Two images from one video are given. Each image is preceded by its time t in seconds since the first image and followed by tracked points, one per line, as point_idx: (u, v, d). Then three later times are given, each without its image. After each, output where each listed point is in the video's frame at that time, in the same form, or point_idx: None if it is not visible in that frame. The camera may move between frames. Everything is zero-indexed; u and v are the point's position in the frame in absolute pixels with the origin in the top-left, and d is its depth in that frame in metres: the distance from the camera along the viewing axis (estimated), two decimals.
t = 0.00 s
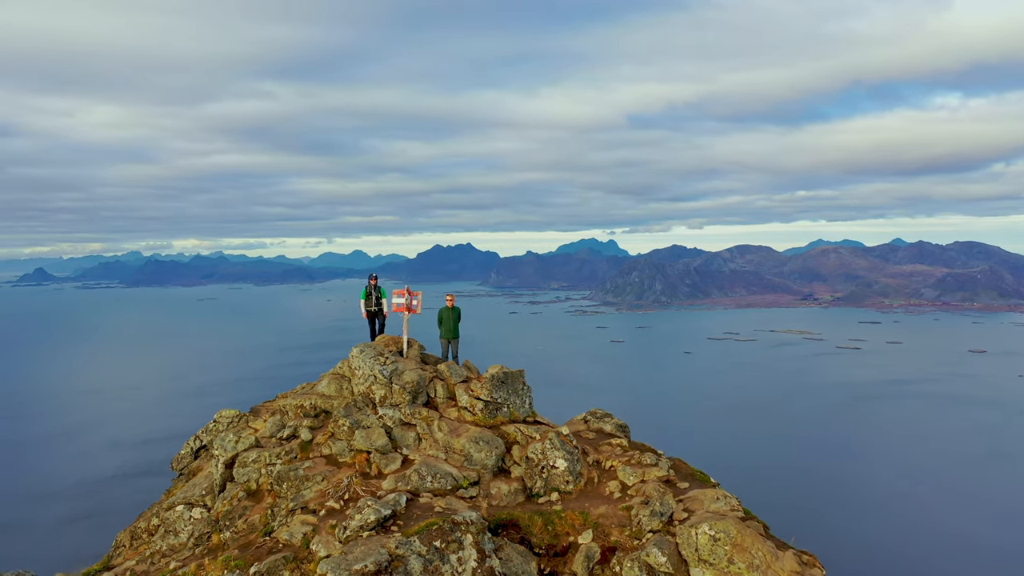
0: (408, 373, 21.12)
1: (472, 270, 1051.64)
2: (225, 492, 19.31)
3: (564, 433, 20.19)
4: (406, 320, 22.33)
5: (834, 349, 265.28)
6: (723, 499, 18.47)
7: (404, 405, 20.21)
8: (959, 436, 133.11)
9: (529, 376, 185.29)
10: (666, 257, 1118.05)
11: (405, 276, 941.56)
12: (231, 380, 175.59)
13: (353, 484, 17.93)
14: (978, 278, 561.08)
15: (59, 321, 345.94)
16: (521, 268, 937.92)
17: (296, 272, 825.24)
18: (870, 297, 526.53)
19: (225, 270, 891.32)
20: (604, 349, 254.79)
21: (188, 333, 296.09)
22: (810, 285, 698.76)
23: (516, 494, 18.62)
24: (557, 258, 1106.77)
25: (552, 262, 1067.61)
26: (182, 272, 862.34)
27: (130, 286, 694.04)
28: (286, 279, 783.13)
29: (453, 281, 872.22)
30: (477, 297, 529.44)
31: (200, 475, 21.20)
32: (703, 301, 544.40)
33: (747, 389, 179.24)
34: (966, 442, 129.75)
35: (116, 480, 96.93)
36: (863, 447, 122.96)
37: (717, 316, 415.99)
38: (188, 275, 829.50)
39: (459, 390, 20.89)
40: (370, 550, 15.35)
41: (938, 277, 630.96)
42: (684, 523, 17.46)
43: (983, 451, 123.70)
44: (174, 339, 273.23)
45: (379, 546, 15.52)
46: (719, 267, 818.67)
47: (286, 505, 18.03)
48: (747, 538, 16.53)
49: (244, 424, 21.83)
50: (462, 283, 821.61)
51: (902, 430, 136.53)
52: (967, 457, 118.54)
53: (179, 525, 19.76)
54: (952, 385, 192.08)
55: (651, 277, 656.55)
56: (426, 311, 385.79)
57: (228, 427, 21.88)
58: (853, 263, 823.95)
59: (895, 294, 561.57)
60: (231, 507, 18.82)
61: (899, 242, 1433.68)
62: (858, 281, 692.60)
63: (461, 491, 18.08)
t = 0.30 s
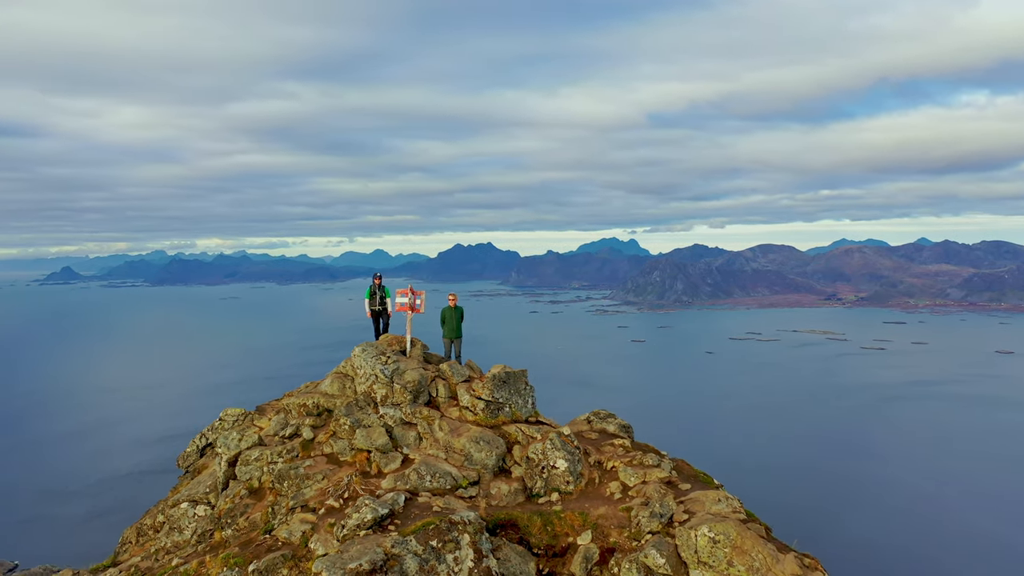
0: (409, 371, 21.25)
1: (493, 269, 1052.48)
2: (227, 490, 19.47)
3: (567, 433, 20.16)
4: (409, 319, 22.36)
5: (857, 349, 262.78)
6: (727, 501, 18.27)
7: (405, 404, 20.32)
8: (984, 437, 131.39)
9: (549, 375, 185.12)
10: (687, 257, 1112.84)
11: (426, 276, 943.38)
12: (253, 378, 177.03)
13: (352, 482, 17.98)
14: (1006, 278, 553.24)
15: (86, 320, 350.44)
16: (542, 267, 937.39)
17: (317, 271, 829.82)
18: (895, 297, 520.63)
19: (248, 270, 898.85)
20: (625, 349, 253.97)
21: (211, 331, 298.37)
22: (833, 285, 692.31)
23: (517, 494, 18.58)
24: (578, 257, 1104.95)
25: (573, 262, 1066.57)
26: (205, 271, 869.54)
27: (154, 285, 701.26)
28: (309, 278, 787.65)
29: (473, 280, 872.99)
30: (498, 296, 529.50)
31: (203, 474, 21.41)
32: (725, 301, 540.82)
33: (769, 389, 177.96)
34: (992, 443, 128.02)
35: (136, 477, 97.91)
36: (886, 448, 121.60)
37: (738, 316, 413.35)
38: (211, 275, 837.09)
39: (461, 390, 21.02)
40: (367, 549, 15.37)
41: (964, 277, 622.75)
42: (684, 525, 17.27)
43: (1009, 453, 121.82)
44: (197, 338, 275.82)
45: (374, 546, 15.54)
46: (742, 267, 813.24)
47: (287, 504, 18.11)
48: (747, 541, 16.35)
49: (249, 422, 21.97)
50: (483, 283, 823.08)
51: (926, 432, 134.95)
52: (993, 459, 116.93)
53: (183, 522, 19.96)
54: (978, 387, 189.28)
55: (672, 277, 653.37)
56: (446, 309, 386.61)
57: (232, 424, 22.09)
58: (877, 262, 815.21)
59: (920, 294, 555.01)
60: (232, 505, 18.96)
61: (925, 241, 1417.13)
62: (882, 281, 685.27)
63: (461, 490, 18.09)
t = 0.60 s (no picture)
0: (410, 370, 21.32)
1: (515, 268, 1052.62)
2: (229, 487, 19.63)
3: (567, 434, 20.11)
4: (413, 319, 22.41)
5: (883, 350, 259.83)
6: (728, 502, 18.15)
7: (406, 404, 20.38)
8: (1013, 439, 129.21)
9: (569, 374, 184.74)
10: (710, 257, 1106.29)
11: (447, 275, 945.81)
12: (276, 376, 178.37)
13: (352, 481, 18.05)
14: None
15: (112, 318, 355.06)
16: (563, 267, 936.17)
17: (340, 270, 834.08)
18: (921, 298, 514.04)
19: (271, 269, 905.40)
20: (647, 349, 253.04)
21: (235, 330, 300.96)
22: (858, 286, 684.88)
23: (516, 494, 18.56)
24: (599, 257, 1101.71)
25: (594, 261, 1064.48)
26: (229, 270, 877.57)
27: (179, 283, 708.83)
28: (331, 276, 792.12)
29: (494, 280, 873.97)
30: (520, 296, 529.75)
31: (206, 472, 21.57)
32: (748, 301, 536.87)
33: (792, 390, 176.57)
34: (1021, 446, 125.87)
35: (161, 472, 99.04)
36: (911, 450, 120.06)
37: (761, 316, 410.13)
38: (235, 274, 844.36)
39: (462, 389, 21.04)
40: (363, 547, 15.42)
41: (992, 277, 613.50)
42: (683, 526, 17.15)
43: None
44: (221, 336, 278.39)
45: (370, 544, 15.59)
46: (765, 267, 807.24)
47: (287, 502, 18.21)
48: (747, 543, 16.22)
49: (254, 420, 22.15)
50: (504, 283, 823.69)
51: (952, 434, 133.20)
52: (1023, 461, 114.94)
53: (187, 519, 20.12)
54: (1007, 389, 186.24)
55: (694, 277, 649.66)
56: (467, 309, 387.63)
57: (238, 423, 22.22)
58: (904, 263, 805.14)
59: (947, 294, 547.51)
60: (235, 503, 19.12)
61: (952, 241, 1397.50)
62: (908, 281, 676.84)
63: (460, 490, 18.10)
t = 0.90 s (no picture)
0: (412, 369, 21.45)
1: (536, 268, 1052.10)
2: (234, 483, 19.79)
3: (569, 434, 20.08)
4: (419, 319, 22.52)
5: (909, 351, 256.80)
6: (730, 503, 17.97)
7: (408, 402, 20.48)
8: None
9: (591, 374, 183.89)
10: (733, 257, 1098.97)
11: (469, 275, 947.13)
12: (299, 375, 179.47)
13: (353, 479, 18.13)
14: None
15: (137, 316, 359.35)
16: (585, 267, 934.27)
17: (362, 270, 837.86)
18: (949, 299, 507.15)
19: (294, 269, 909.82)
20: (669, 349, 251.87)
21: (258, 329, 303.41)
22: (884, 286, 677.07)
23: (517, 493, 18.57)
24: (621, 257, 1098.36)
25: (616, 261, 1061.47)
26: (253, 269, 884.30)
27: (203, 283, 715.40)
28: (353, 275, 796.05)
29: (516, 279, 873.66)
30: (542, 296, 529.57)
31: (212, 469, 21.77)
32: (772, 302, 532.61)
33: (816, 391, 174.99)
34: None
35: (187, 470, 99.98)
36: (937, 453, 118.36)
37: (785, 317, 406.80)
38: (259, 274, 850.28)
39: (464, 388, 21.15)
40: (361, 545, 15.52)
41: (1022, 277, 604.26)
42: (683, 528, 17.02)
43: None
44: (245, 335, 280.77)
45: (368, 543, 15.63)
46: (790, 267, 800.22)
47: (290, 499, 18.31)
48: (747, 545, 16.03)
49: (261, 418, 22.33)
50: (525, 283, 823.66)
51: (980, 437, 131.20)
52: None
53: (193, 516, 20.31)
54: None
55: (717, 276, 645.58)
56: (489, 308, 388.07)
57: (243, 419, 22.42)
58: (931, 263, 794.76)
59: (975, 295, 539.69)
60: (237, 500, 19.24)
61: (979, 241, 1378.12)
62: (935, 282, 668.12)
63: (460, 489, 18.11)
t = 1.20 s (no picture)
0: (414, 368, 21.52)
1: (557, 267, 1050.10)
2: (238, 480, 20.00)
3: (571, 434, 20.05)
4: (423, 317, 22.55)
5: (934, 352, 253.24)
6: (731, 504, 17.81)
7: (410, 401, 20.59)
8: None
9: (612, 375, 183.29)
10: (756, 257, 1090.69)
11: (489, 274, 947.17)
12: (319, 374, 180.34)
13: (353, 477, 18.20)
14: None
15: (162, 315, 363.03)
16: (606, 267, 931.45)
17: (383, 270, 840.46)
18: (976, 299, 499.92)
19: (317, 268, 914.00)
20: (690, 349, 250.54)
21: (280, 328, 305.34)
22: (910, 287, 668.43)
23: (518, 493, 18.57)
24: (643, 257, 1093.52)
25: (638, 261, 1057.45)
26: (275, 267, 889.80)
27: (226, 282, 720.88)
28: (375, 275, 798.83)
29: (536, 279, 872.77)
30: (563, 296, 528.55)
31: (218, 466, 21.98)
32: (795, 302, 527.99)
33: (840, 393, 173.11)
34: None
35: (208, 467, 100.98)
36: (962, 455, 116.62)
37: (808, 317, 403.00)
38: (281, 272, 854.95)
39: (466, 387, 21.21)
40: (356, 543, 15.56)
41: None
42: (683, 529, 16.91)
43: None
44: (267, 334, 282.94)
45: (364, 540, 15.69)
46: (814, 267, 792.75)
47: (292, 495, 18.43)
48: (747, 547, 15.84)
49: (267, 416, 22.50)
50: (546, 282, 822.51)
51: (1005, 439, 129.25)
52: None
53: (198, 512, 20.49)
54: None
55: (740, 276, 640.80)
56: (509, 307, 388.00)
57: (248, 417, 22.64)
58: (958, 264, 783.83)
59: (1003, 296, 531.68)
60: (241, 497, 19.43)
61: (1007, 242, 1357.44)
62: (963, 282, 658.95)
63: (460, 489, 18.15)
